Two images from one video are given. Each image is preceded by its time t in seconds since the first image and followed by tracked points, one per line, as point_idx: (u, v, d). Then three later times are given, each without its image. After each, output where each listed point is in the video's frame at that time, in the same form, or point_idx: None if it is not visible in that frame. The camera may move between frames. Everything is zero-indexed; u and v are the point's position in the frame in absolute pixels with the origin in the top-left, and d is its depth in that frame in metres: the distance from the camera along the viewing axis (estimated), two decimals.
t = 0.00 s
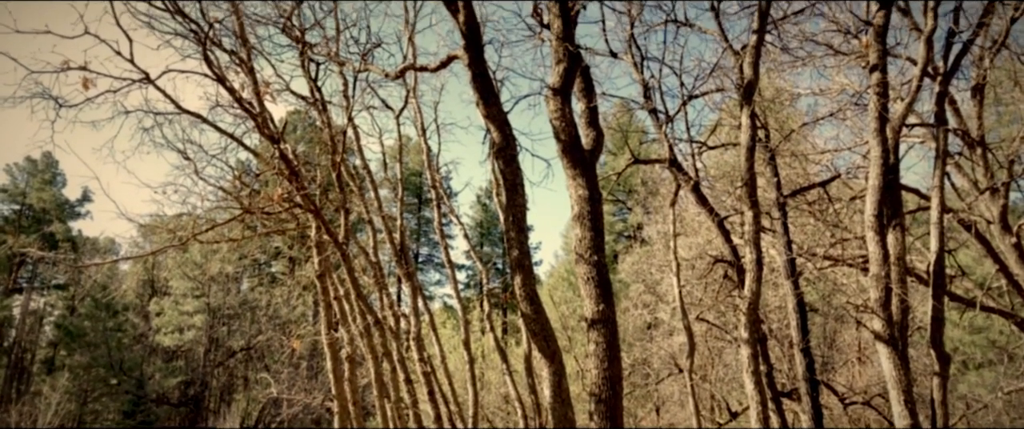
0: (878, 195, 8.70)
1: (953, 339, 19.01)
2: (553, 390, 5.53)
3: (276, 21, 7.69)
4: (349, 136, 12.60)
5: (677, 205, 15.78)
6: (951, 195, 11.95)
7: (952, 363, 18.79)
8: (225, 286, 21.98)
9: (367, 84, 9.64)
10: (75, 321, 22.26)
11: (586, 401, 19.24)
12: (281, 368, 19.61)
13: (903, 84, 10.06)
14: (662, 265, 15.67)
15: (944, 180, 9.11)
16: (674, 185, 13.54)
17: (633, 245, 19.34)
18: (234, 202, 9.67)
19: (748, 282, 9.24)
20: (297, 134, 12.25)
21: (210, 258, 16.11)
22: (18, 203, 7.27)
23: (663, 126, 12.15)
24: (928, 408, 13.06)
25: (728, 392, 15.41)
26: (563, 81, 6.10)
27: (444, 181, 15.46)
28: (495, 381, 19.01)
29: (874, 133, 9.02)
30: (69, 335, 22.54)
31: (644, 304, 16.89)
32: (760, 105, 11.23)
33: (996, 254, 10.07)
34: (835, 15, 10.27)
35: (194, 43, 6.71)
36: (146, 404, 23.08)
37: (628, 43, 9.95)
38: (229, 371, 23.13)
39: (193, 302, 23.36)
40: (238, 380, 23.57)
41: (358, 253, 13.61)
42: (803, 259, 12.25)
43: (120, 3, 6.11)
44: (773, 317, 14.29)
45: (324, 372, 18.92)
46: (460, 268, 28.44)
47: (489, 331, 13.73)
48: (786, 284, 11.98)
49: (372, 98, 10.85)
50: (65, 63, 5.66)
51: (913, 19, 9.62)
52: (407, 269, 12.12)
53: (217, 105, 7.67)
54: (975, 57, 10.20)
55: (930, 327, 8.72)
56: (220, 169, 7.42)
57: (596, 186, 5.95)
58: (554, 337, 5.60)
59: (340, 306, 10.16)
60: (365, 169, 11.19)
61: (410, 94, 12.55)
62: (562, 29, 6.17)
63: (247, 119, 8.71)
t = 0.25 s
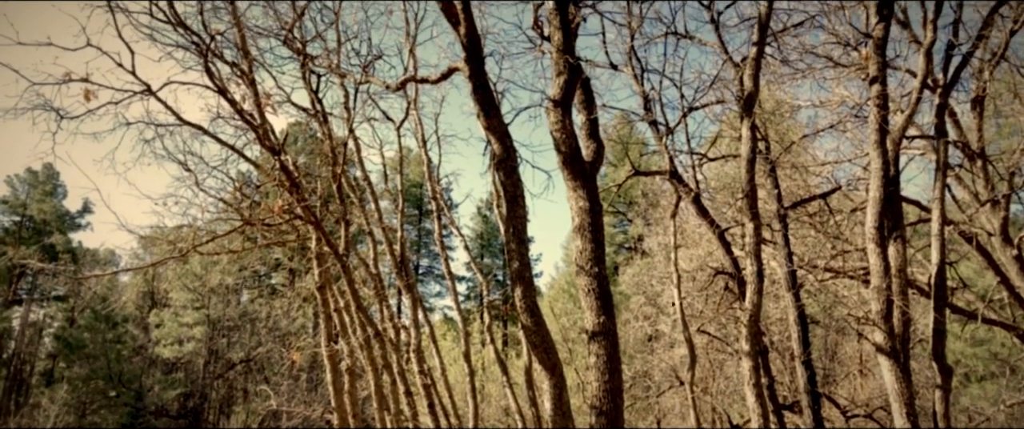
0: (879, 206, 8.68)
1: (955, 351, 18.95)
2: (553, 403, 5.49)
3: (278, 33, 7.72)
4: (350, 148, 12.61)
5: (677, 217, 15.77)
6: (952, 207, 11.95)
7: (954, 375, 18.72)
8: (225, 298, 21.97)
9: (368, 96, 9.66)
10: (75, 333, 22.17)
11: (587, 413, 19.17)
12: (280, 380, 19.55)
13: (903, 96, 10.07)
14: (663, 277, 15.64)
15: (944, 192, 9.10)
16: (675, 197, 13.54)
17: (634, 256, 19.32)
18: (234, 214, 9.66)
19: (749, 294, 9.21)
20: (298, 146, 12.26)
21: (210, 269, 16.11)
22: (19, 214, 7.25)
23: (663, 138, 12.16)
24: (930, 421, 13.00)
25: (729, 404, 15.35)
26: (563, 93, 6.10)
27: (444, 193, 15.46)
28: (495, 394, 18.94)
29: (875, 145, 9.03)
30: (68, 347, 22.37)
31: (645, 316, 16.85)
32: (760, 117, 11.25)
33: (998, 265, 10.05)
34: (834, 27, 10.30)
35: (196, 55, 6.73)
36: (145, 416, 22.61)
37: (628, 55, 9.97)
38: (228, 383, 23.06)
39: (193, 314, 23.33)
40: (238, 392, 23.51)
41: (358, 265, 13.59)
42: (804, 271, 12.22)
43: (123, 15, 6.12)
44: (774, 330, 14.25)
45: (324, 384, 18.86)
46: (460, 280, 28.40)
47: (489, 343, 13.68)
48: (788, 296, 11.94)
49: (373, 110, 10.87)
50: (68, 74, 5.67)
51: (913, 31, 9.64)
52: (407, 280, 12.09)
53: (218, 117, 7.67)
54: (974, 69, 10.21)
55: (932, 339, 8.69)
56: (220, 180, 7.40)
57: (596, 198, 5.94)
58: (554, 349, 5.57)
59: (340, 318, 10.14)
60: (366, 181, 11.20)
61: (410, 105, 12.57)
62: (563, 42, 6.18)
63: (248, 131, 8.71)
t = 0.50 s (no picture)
0: (879, 212, 8.67)
1: (956, 357, 18.92)
2: (553, 409, 5.47)
3: (279, 40, 7.75)
4: (350, 153, 12.60)
5: (677, 223, 15.77)
6: (952, 213, 11.94)
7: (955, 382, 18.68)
8: (225, 304, 21.95)
9: (369, 102, 9.67)
10: (74, 338, 22.20)
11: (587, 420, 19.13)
12: (280, 386, 19.51)
13: (903, 103, 10.08)
14: (664, 283, 15.63)
15: (945, 198, 9.09)
16: (675, 203, 13.54)
17: (634, 262, 19.31)
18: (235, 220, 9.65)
19: (749, 300, 9.19)
20: (298, 152, 12.27)
21: (210, 275, 16.10)
22: (20, 219, 7.25)
23: (663, 144, 12.17)
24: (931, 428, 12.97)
25: (730, 411, 15.32)
26: (563, 99, 6.10)
27: (444, 198, 15.45)
28: (495, 400, 18.90)
29: (875, 152, 9.03)
30: (68, 353, 22.58)
31: (646, 322, 16.83)
32: (760, 123, 11.26)
33: (998, 272, 10.03)
34: (834, 33, 10.33)
35: (196, 61, 6.74)
36: (145, 422, 22.30)
37: (628, 61, 9.99)
38: (228, 390, 23.02)
39: (193, 320, 23.32)
40: (237, 398, 23.47)
41: (358, 271, 13.58)
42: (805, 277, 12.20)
43: (124, 21, 6.15)
44: (775, 336, 14.24)
45: (324, 390, 18.83)
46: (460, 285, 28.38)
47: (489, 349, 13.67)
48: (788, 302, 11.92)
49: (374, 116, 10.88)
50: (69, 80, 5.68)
51: (912, 38, 9.65)
52: (408, 286, 12.08)
53: (219, 123, 7.69)
54: (974, 75, 10.22)
55: (933, 346, 8.67)
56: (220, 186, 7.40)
57: (596, 204, 5.93)
58: (554, 355, 5.56)
59: (340, 324, 10.13)
60: (366, 187, 11.20)
61: (411, 111, 12.58)
62: (563, 48, 6.18)
63: (249, 136, 8.72)
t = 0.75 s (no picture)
0: (880, 224, 8.66)
1: (957, 369, 18.86)
2: (553, 422, 5.44)
3: (280, 52, 7.77)
4: (351, 165, 12.60)
5: (678, 234, 15.75)
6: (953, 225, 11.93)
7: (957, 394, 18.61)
8: (225, 316, 21.89)
9: (369, 114, 9.68)
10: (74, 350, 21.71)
11: None
12: (280, 398, 19.44)
13: (903, 114, 10.09)
14: (664, 295, 15.60)
15: (945, 209, 9.09)
16: (676, 214, 13.53)
17: (635, 273, 19.28)
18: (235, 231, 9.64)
19: (750, 312, 9.16)
20: (299, 163, 12.28)
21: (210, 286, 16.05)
22: (20, 231, 7.24)
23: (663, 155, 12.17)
24: None
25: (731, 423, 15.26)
26: (563, 110, 6.10)
27: (444, 209, 15.44)
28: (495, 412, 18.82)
29: (875, 163, 9.03)
30: (68, 365, 21.77)
31: (646, 334, 16.78)
32: (760, 135, 11.27)
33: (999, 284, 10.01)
34: (833, 45, 10.35)
35: (198, 73, 6.75)
36: None
37: (628, 73, 10.00)
38: (227, 402, 22.93)
39: (193, 331, 23.25)
40: (237, 410, 23.39)
41: (358, 282, 13.55)
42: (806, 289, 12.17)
43: (126, 33, 6.17)
44: (776, 347, 14.20)
45: (324, 402, 18.76)
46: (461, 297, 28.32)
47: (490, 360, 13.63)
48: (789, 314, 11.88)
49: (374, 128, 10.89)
50: (70, 93, 5.68)
51: (912, 50, 9.67)
52: (407, 298, 12.05)
53: (219, 135, 7.69)
54: (973, 87, 10.23)
55: (935, 358, 8.63)
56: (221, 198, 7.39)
57: (596, 215, 5.93)
58: (555, 367, 5.54)
59: (340, 336, 10.10)
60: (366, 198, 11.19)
61: (411, 123, 12.58)
62: (563, 60, 6.19)
63: (249, 148, 8.72)
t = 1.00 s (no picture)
0: (880, 235, 8.64)
1: (958, 381, 18.79)
2: None
3: (280, 64, 7.79)
4: (351, 176, 12.61)
5: (678, 246, 15.74)
6: (952, 236, 11.93)
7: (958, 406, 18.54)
8: (224, 328, 21.81)
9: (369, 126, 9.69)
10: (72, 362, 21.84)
11: None
12: (279, 411, 19.35)
13: (903, 125, 10.10)
14: (665, 306, 15.57)
15: (945, 221, 9.08)
16: (676, 226, 13.52)
17: (635, 285, 19.25)
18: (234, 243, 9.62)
19: (750, 323, 9.13)
20: (298, 175, 12.28)
21: (210, 298, 16.01)
22: (20, 242, 7.22)
23: (663, 167, 12.18)
24: None
25: None
26: (563, 122, 6.11)
27: (444, 221, 15.44)
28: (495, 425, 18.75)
29: (874, 175, 9.04)
30: (66, 377, 22.14)
31: (647, 345, 16.74)
32: (760, 146, 11.28)
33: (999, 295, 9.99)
34: (832, 57, 10.38)
35: (198, 85, 6.75)
36: None
37: (628, 84, 10.02)
38: (226, 414, 22.85)
39: (192, 343, 23.17)
40: (236, 423, 23.29)
41: (358, 294, 13.53)
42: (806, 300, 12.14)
43: (126, 46, 6.19)
44: (776, 359, 14.16)
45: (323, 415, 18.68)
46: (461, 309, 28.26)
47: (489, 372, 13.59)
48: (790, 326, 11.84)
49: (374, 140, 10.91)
50: (70, 104, 5.69)
51: (910, 61, 9.69)
52: (407, 309, 12.03)
53: (220, 147, 7.69)
54: (972, 99, 10.26)
55: (936, 370, 8.60)
56: (221, 210, 7.39)
57: (596, 226, 5.93)
58: (555, 379, 5.52)
59: (339, 348, 10.07)
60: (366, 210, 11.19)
61: (411, 134, 12.60)
62: (562, 72, 6.20)
63: (249, 160, 8.72)
